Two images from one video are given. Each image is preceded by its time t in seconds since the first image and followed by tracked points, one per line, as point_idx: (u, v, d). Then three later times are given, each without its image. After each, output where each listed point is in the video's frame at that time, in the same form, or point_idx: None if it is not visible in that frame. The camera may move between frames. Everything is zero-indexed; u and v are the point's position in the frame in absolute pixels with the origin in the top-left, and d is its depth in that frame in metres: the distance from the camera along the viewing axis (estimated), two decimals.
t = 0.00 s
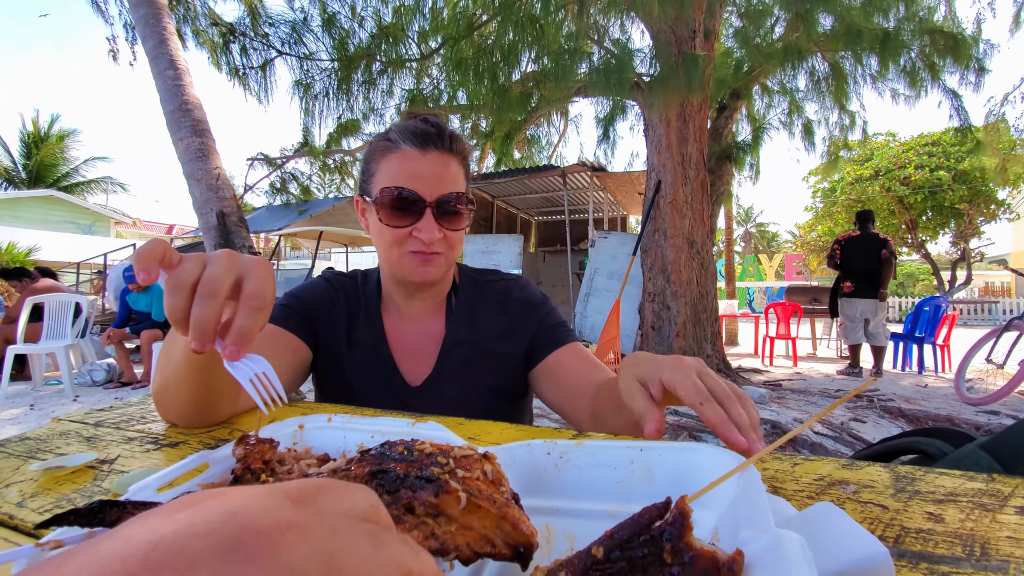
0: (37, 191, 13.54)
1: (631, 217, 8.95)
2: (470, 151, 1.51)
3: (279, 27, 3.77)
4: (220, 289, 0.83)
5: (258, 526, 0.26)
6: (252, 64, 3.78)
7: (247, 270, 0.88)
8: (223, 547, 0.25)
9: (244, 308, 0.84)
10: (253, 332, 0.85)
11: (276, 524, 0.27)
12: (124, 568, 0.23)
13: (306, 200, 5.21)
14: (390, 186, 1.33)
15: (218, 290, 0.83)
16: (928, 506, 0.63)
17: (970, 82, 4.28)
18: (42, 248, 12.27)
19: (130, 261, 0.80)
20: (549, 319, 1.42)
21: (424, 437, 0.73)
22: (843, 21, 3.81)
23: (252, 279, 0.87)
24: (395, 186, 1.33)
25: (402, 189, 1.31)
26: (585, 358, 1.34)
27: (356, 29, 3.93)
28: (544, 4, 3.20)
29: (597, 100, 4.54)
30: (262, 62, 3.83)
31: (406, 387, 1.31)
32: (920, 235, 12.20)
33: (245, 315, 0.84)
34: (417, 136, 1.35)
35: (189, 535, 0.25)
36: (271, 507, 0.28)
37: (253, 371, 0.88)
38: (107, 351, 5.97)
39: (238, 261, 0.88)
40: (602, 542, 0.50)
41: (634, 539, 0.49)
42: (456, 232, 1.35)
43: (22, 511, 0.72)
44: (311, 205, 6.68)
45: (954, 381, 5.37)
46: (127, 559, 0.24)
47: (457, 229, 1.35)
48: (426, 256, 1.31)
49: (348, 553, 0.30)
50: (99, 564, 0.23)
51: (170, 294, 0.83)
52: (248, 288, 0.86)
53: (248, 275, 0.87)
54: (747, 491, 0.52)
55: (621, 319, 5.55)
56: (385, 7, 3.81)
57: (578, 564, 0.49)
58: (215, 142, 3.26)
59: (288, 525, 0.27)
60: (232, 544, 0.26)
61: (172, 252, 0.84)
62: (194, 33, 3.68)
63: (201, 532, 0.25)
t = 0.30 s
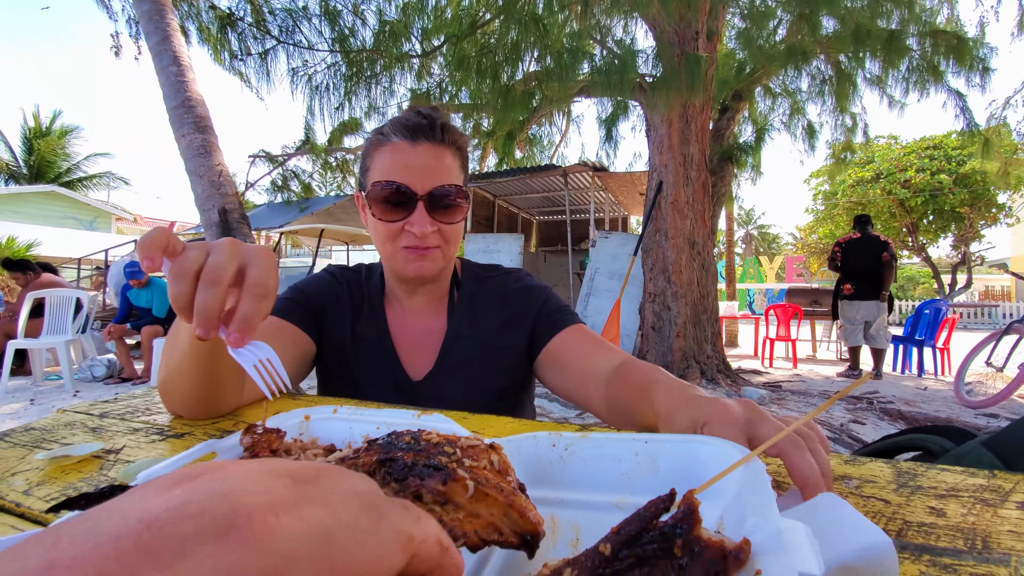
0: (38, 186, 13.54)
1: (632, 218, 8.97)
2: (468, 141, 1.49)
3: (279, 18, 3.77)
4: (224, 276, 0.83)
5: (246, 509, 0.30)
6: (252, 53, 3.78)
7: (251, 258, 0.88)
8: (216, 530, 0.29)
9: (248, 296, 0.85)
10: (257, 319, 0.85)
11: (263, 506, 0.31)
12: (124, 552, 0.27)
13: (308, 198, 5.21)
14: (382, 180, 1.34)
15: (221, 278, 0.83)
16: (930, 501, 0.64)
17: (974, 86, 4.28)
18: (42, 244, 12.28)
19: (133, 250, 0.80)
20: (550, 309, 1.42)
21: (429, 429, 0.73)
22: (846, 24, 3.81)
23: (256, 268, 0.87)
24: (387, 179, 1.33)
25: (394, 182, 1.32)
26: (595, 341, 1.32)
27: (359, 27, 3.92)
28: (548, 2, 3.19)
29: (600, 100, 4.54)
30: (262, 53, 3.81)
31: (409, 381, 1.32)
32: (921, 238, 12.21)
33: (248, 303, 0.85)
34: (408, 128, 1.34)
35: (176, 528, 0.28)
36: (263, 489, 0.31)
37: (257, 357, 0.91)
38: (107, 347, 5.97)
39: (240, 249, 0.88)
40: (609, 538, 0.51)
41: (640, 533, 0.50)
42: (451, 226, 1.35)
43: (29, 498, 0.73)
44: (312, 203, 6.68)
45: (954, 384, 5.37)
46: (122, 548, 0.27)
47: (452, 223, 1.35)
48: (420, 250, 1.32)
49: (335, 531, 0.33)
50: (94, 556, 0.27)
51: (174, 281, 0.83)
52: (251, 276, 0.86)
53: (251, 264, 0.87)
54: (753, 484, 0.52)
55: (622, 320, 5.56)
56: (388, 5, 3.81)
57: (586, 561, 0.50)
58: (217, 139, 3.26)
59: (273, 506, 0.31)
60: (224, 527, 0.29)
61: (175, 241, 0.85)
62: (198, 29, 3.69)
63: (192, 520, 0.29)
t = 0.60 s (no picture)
0: (40, 187, 13.57)
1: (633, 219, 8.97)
2: (459, 144, 1.46)
3: (280, 20, 3.77)
4: (235, 304, 0.84)
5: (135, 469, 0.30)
6: (252, 55, 3.78)
7: (262, 284, 0.87)
8: (108, 482, 0.29)
9: (259, 324, 0.84)
10: (268, 346, 0.85)
11: (158, 461, 0.31)
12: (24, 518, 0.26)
13: (308, 199, 5.22)
14: (364, 191, 1.35)
15: (232, 306, 0.83)
16: (921, 512, 0.64)
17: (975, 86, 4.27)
18: (44, 246, 12.31)
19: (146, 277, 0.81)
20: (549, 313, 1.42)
21: (422, 438, 0.73)
22: (847, 25, 3.81)
23: (266, 294, 0.87)
24: (369, 190, 1.34)
25: (372, 195, 1.32)
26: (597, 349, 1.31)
27: (358, 29, 3.93)
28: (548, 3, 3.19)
29: (600, 101, 4.55)
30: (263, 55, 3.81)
31: (407, 386, 1.32)
32: (922, 238, 12.19)
33: (259, 330, 0.84)
34: (389, 137, 1.33)
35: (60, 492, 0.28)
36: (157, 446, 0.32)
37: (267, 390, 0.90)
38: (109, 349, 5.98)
39: (251, 274, 0.88)
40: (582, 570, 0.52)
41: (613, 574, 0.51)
42: (434, 236, 1.32)
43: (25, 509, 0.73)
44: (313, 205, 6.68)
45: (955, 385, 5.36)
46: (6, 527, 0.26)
47: (436, 232, 1.33)
48: (403, 261, 1.32)
49: (241, 476, 0.34)
50: None
51: (186, 308, 0.84)
52: (262, 303, 0.86)
53: (262, 289, 0.87)
54: (741, 499, 0.53)
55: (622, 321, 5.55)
56: (389, 6, 3.81)
57: None
58: (217, 141, 3.27)
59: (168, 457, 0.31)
60: (117, 478, 0.29)
61: (186, 266, 0.85)
62: (199, 30, 3.70)
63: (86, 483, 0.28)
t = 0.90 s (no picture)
0: (41, 189, 13.59)
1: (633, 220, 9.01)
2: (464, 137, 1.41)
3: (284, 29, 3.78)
4: (277, 323, 0.83)
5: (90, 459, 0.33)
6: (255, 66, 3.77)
7: (301, 305, 0.88)
8: (67, 469, 0.32)
9: (298, 344, 0.83)
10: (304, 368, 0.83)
11: (112, 450, 0.34)
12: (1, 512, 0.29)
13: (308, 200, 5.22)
14: (367, 188, 1.32)
15: (275, 325, 0.83)
16: (920, 518, 0.63)
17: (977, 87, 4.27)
18: (44, 247, 12.32)
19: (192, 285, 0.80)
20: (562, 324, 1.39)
21: (418, 443, 0.73)
22: (848, 26, 3.80)
23: (305, 316, 0.86)
24: (371, 187, 1.31)
25: (375, 191, 1.29)
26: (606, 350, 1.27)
27: (358, 31, 3.93)
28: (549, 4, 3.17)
29: (601, 103, 4.55)
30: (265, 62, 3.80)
31: (409, 387, 1.32)
32: (924, 239, 12.17)
33: (296, 351, 0.82)
34: (390, 132, 1.30)
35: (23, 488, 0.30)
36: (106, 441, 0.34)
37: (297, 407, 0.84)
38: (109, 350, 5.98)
39: (293, 295, 0.89)
40: None
41: None
42: (436, 232, 1.28)
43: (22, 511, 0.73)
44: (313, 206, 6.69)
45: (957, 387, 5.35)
46: None
47: (438, 229, 1.28)
48: (404, 260, 1.28)
49: (193, 452, 0.37)
50: None
51: (230, 320, 0.83)
52: (301, 323, 0.85)
53: (303, 310, 0.86)
54: (736, 504, 0.52)
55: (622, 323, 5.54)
56: (388, 7, 3.80)
57: None
58: (218, 143, 3.27)
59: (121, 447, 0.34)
60: (74, 467, 0.32)
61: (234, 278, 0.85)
62: (199, 31, 3.71)
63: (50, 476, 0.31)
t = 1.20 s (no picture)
0: (40, 190, 13.57)
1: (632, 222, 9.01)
2: (486, 131, 1.36)
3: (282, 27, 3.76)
4: (280, 305, 0.86)
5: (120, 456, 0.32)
6: (254, 65, 3.77)
7: (297, 292, 0.91)
8: (103, 466, 0.31)
9: (295, 326, 0.87)
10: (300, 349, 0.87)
11: (147, 444, 0.34)
12: (33, 507, 0.28)
13: (308, 201, 5.21)
14: (380, 173, 1.27)
15: (279, 306, 0.86)
16: (922, 525, 0.62)
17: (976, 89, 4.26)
18: (43, 248, 12.32)
19: (198, 260, 0.82)
20: (552, 311, 1.25)
21: (414, 448, 0.72)
22: (847, 27, 3.79)
23: (300, 301, 0.90)
24: (384, 173, 1.26)
25: (387, 177, 1.24)
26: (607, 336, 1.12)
27: (357, 32, 3.92)
28: (547, 6, 3.16)
29: (600, 104, 4.55)
30: (264, 62, 3.79)
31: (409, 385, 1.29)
32: (924, 241, 12.17)
33: (294, 332, 0.86)
34: (409, 118, 1.25)
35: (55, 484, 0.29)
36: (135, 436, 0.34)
37: (295, 389, 0.83)
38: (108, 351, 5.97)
39: (287, 282, 0.92)
40: None
41: None
42: (447, 226, 1.22)
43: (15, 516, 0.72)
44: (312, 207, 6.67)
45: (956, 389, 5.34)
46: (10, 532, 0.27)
47: (450, 222, 1.23)
48: (410, 251, 1.22)
49: (222, 451, 0.37)
50: None
51: (232, 301, 0.83)
52: (298, 306, 0.89)
53: (299, 295, 0.91)
54: (735, 508, 0.52)
55: (622, 324, 5.53)
56: (388, 8, 3.80)
57: None
58: (217, 144, 3.27)
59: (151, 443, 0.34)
60: (111, 464, 0.31)
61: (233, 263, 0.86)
62: (198, 33, 3.71)
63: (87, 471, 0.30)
